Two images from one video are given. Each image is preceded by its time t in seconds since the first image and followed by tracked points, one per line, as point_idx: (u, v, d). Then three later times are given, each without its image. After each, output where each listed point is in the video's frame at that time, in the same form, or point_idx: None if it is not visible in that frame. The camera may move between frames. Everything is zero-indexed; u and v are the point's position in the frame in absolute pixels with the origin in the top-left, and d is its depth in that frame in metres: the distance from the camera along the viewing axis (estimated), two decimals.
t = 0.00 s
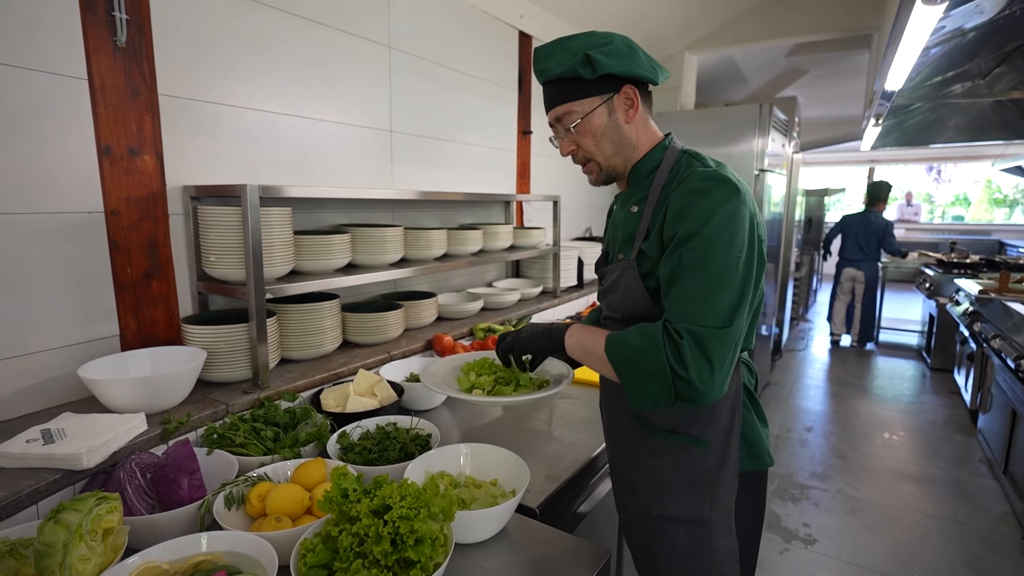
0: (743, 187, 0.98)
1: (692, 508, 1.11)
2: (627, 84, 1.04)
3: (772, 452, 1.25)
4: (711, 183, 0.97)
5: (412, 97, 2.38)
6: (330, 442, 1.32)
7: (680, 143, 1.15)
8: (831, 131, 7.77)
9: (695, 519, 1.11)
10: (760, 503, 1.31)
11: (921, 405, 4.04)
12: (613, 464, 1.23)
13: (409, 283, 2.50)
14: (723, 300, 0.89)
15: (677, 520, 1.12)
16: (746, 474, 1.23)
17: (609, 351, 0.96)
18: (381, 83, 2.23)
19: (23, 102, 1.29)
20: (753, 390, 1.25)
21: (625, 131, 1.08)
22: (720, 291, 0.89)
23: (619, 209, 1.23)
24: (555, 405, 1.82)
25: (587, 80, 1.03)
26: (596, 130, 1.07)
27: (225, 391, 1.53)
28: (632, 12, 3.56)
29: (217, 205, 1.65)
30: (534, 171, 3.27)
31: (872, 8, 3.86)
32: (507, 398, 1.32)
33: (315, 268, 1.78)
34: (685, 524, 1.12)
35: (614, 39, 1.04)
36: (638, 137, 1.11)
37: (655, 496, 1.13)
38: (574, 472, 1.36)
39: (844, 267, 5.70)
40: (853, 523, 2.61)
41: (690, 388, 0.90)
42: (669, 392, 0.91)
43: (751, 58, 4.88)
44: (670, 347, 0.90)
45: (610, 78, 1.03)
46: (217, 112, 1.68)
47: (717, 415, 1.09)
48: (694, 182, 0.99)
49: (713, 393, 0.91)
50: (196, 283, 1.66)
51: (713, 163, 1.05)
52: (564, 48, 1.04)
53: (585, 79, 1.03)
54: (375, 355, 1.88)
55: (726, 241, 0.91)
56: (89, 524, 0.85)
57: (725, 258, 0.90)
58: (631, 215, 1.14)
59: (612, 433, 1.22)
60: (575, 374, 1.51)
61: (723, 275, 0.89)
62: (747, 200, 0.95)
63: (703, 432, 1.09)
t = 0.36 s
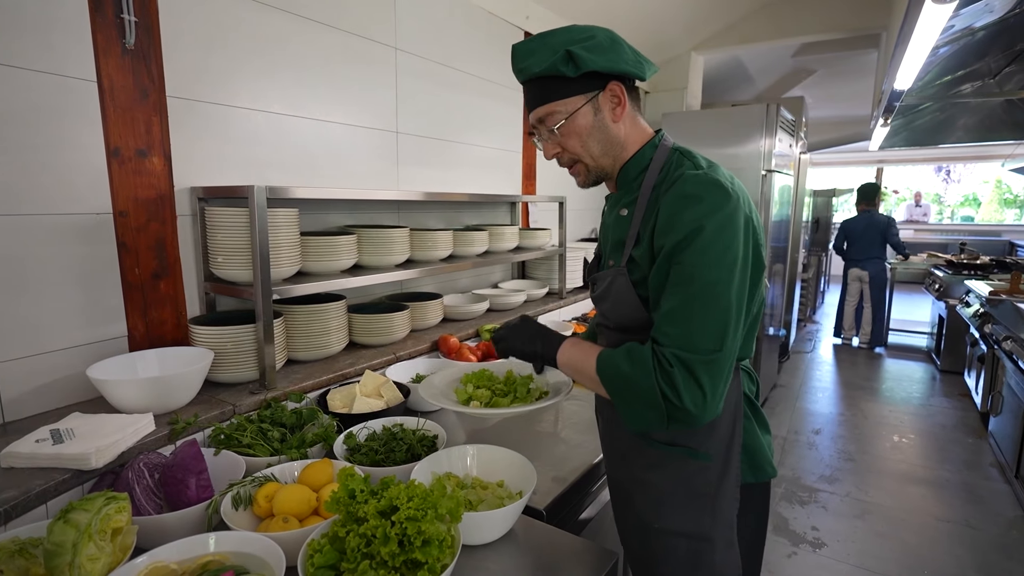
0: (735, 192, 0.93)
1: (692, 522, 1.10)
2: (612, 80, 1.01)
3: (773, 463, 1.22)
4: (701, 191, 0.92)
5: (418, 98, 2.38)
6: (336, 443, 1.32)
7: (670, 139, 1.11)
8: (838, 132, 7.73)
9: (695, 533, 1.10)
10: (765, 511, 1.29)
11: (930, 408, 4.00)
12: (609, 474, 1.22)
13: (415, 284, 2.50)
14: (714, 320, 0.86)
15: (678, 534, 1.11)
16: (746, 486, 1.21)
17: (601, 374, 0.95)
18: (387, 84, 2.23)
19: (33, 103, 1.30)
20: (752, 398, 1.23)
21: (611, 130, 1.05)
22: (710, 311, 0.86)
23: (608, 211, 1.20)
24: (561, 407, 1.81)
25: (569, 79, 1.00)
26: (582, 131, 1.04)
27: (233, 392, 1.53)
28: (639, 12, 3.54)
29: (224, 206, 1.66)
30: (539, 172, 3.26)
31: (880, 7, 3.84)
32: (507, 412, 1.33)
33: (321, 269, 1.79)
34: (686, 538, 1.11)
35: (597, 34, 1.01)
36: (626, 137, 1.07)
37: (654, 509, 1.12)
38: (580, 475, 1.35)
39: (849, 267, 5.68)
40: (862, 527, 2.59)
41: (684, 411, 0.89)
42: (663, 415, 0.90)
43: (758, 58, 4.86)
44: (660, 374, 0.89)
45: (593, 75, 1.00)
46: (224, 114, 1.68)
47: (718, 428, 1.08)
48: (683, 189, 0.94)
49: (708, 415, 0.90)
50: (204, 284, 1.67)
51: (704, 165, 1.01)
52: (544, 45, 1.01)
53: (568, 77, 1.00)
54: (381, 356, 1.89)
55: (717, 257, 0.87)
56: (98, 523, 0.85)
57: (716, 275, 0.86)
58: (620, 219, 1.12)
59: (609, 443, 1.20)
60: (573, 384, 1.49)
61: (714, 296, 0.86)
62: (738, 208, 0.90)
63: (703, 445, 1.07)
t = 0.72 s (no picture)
0: (735, 203, 0.90)
1: (698, 534, 1.09)
2: (605, 78, 0.99)
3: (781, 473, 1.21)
4: (699, 203, 0.89)
5: (422, 99, 2.38)
6: (341, 444, 1.32)
7: (667, 139, 1.10)
8: (844, 132, 7.69)
9: (703, 545, 1.09)
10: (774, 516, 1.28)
11: (938, 410, 3.97)
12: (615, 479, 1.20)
13: (420, 285, 2.50)
14: (711, 339, 0.85)
15: (685, 546, 1.10)
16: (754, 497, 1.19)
17: (596, 395, 0.94)
18: (392, 85, 2.23)
19: (41, 104, 1.31)
20: (758, 407, 1.21)
21: (606, 131, 1.03)
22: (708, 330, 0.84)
23: (605, 217, 1.19)
24: (566, 408, 1.80)
25: (559, 80, 0.99)
26: (576, 133, 1.03)
27: (237, 392, 1.54)
28: (643, 12, 3.54)
29: (229, 207, 1.66)
30: (544, 173, 3.26)
31: (887, 6, 3.81)
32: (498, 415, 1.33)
33: (326, 269, 1.79)
34: (693, 549, 1.10)
35: (586, 31, 0.99)
36: (621, 137, 1.06)
37: (660, 520, 1.11)
38: (586, 477, 1.34)
39: (856, 267, 5.70)
40: (869, 530, 2.56)
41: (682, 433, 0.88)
42: (659, 437, 0.90)
43: (763, 58, 4.84)
44: (654, 394, 0.88)
45: (585, 75, 0.98)
46: (229, 115, 1.69)
47: (722, 438, 1.07)
48: (680, 200, 0.91)
49: (706, 435, 0.89)
50: (209, 285, 1.67)
51: (701, 172, 0.98)
52: (531, 44, 1.00)
53: (558, 78, 0.99)
54: (386, 357, 1.88)
55: (712, 274, 0.84)
56: (103, 524, 0.86)
57: (714, 293, 0.84)
58: (616, 226, 1.10)
59: (613, 451, 1.19)
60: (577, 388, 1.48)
61: (709, 315, 0.84)
62: (736, 219, 0.88)
63: (709, 455, 1.06)
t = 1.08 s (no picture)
0: (708, 206, 0.85)
1: (687, 538, 1.09)
2: (573, 102, 0.98)
3: (779, 485, 1.14)
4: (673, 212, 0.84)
5: (426, 100, 2.38)
6: (344, 444, 1.32)
7: (653, 142, 1.06)
8: (849, 132, 7.66)
9: (694, 551, 1.08)
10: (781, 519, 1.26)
11: (944, 411, 3.94)
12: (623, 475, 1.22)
13: (424, 286, 2.50)
14: (705, 358, 0.79)
15: (677, 549, 1.10)
16: (748, 509, 1.13)
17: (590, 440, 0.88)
18: (395, 86, 2.23)
19: (46, 105, 1.32)
20: (757, 417, 1.12)
21: (583, 150, 1.03)
22: (699, 349, 0.79)
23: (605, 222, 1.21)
24: (570, 409, 1.80)
25: (526, 113, 0.99)
26: (554, 156, 1.03)
27: (241, 392, 1.54)
28: (647, 13, 3.53)
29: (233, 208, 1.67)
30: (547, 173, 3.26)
31: (892, 6, 3.80)
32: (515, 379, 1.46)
33: (329, 270, 1.79)
34: (685, 553, 1.10)
35: (548, 53, 0.97)
36: (602, 151, 1.04)
37: (654, 523, 1.12)
38: (589, 478, 1.34)
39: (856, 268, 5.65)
40: (875, 532, 2.55)
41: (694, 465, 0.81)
42: (670, 476, 0.82)
43: (768, 58, 4.82)
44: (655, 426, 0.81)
45: (549, 104, 0.98)
46: (233, 116, 1.70)
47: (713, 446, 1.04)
48: (653, 215, 0.86)
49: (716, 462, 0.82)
50: (213, 285, 1.67)
51: (676, 177, 0.93)
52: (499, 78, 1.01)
53: (525, 111, 0.99)
54: (389, 358, 1.88)
55: (699, 287, 0.79)
56: (106, 523, 0.86)
57: (700, 309, 0.78)
58: (606, 237, 1.13)
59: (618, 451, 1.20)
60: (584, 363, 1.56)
61: (700, 331, 0.78)
62: (712, 224, 0.83)
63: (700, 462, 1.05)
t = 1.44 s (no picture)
0: (701, 204, 0.88)
1: (698, 536, 1.09)
2: (588, 100, 0.98)
3: (788, 486, 1.11)
4: (664, 208, 0.89)
5: (430, 101, 2.39)
6: (348, 445, 1.32)
7: (667, 144, 1.06)
8: (854, 133, 7.62)
9: (703, 548, 1.09)
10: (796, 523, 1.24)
11: (952, 413, 3.91)
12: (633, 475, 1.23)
13: (428, 286, 2.50)
14: (662, 346, 0.84)
15: (686, 547, 1.11)
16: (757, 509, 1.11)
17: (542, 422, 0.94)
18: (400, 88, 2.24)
19: (54, 108, 1.33)
20: (768, 415, 1.12)
21: (596, 148, 1.03)
22: (658, 337, 0.84)
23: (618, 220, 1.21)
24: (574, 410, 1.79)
25: (542, 110, 1.00)
26: (569, 153, 1.04)
27: (246, 393, 1.55)
28: (651, 13, 3.53)
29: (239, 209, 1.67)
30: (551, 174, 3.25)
31: (897, 6, 3.78)
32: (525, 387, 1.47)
33: (334, 271, 1.79)
34: (693, 551, 1.10)
35: (566, 55, 0.98)
36: (615, 150, 1.04)
37: (664, 520, 1.13)
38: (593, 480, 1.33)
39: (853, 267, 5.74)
40: (882, 535, 2.53)
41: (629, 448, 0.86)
42: (608, 457, 0.88)
43: (772, 58, 4.80)
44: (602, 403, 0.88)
45: (565, 102, 0.98)
46: (239, 118, 1.70)
47: (721, 443, 1.05)
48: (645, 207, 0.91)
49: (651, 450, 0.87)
50: (218, 286, 1.68)
51: (683, 175, 0.95)
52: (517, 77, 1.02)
53: (541, 108, 1.00)
54: (393, 358, 1.88)
55: (668, 279, 0.84)
56: (111, 523, 0.86)
57: (666, 299, 0.84)
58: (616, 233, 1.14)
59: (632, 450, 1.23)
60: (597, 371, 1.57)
61: (661, 320, 0.84)
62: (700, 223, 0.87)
63: (707, 459, 1.06)
